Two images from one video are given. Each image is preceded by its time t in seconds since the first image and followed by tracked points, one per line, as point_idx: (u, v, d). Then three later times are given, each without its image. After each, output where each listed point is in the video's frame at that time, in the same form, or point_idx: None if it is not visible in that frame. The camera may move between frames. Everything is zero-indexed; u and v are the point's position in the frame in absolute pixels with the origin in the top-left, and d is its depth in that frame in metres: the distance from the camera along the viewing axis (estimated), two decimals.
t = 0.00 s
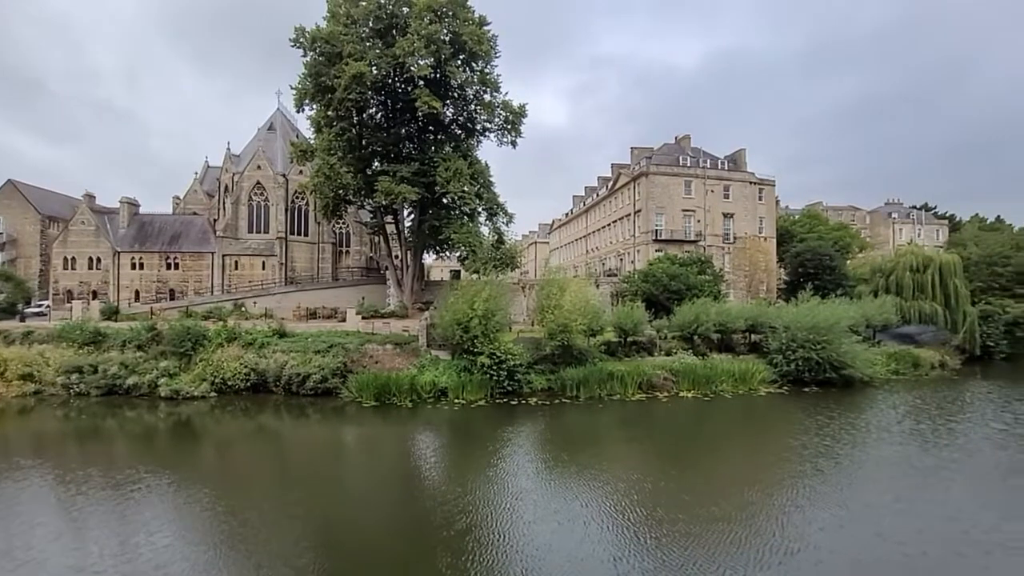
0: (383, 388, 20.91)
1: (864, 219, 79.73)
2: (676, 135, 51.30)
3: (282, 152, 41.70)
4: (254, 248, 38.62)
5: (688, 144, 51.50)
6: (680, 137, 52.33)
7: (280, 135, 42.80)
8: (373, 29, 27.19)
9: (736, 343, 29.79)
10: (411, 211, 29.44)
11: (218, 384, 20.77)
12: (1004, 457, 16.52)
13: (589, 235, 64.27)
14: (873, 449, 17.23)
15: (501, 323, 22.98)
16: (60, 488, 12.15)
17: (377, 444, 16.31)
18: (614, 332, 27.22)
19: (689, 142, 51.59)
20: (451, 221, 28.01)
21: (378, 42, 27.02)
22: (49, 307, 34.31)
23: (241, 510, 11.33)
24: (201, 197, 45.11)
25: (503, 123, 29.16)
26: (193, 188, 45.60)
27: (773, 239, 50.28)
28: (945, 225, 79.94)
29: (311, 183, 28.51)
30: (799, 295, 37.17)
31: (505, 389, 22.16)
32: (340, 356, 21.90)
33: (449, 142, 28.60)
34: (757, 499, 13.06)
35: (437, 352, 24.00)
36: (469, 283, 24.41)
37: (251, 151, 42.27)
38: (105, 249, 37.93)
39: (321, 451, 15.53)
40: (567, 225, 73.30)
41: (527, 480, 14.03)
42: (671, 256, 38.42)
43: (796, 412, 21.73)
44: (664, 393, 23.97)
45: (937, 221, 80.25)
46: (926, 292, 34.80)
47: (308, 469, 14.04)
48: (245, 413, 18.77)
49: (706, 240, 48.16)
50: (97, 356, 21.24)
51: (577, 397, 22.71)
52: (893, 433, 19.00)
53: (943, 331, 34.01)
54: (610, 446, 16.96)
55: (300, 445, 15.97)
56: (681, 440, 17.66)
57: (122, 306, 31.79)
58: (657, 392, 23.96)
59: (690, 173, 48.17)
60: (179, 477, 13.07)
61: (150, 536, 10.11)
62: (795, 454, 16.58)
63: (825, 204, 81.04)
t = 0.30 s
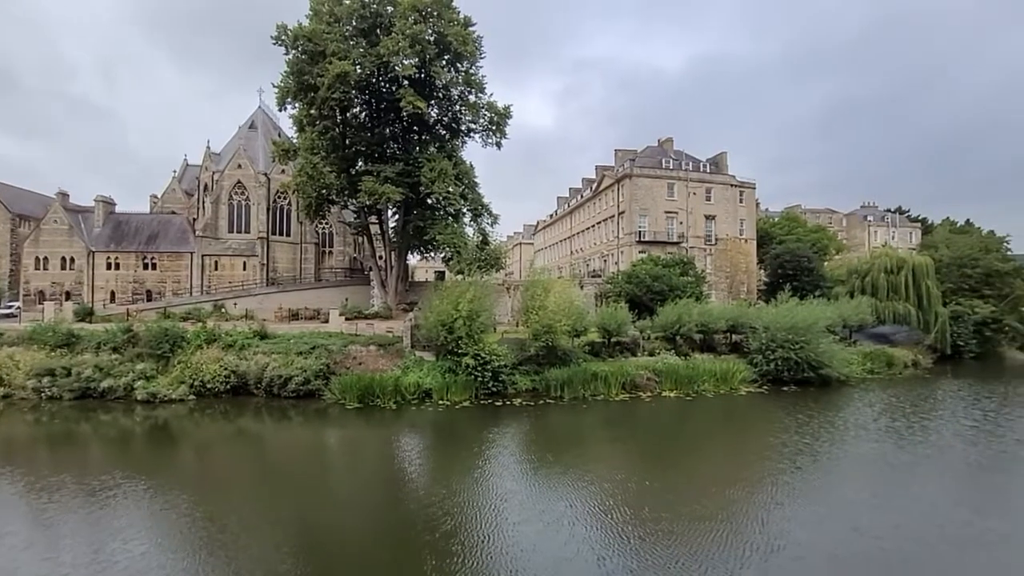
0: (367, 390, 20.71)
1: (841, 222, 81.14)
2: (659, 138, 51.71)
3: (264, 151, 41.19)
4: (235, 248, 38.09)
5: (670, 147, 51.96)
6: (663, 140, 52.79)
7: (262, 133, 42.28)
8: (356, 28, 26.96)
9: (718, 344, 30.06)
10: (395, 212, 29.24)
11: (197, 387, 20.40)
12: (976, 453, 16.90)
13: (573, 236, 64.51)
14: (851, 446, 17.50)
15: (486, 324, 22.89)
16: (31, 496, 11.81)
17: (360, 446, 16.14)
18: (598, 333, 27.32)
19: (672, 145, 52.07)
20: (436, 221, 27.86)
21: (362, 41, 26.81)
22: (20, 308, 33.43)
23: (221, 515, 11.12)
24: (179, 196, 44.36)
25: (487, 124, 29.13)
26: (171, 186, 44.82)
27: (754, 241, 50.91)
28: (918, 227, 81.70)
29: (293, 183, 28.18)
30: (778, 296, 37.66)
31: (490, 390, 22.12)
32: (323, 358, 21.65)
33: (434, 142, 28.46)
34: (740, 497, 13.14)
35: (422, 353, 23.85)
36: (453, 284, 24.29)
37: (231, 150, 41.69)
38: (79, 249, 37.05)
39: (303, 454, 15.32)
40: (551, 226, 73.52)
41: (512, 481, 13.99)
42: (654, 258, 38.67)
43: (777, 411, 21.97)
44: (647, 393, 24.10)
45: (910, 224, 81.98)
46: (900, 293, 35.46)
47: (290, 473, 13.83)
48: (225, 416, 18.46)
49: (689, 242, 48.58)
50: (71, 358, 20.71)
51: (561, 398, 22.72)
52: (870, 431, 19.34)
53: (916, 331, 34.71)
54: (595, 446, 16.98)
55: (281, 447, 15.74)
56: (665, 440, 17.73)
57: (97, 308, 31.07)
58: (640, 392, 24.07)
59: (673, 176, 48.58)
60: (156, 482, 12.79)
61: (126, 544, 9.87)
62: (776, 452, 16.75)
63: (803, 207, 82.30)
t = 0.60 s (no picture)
0: (347, 392, 20.44)
1: (814, 224, 82.71)
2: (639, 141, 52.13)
3: (240, 150, 40.52)
4: (211, 248, 37.42)
5: (650, 149, 52.42)
6: (642, 143, 53.26)
7: (239, 131, 41.60)
8: (337, 26, 26.65)
9: (696, 344, 30.34)
10: (376, 212, 28.96)
11: (170, 390, 19.94)
12: (945, 447, 17.34)
13: (554, 237, 64.70)
14: (827, 443, 17.80)
15: (467, 325, 22.75)
16: None
17: (339, 449, 15.91)
18: (579, 333, 27.35)
19: (651, 148, 52.54)
20: (417, 221, 27.63)
21: (342, 39, 26.52)
22: None
23: (197, 521, 10.87)
24: (153, 194, 43.42)
25: (469, 125, 29.03)
26: (144, 184, 43.84)
27: (730, 242, 51.52)
28: (888, 230, 83.65)
29: (271, 182, 27.76)
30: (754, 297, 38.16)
31: (471, 391, 22.04)
32: (302, 360, 21.31)
33: (416, 142, 28.24)
34: (720, 495, 13.23)
35: (403, 355, 23.63)
36: (434, 285, 24.11)
37: (207, 148, 40.92)
38: (46, 248, 35.82)
39: (281, 457, 15.05)
40: (533, 227, 73.69)
41: (494, 482, 13.92)
42: (634, 259, 38.86)
43: (754, 409, 22.22)
44: (627, 393, 24.22)
45: (880, 227, 83.93)
46: (870, 295, 36.27)
47: (267, 477, 13.56)
48: (200, 420, 18.07)
49: (668, 244, 49.06)
50: (37, 361, 20.06)
51: (542, 399, 22.70)
52: (843, 428, 19.71)
53: (885, 331, 35.45)
54: (576, 446, 16.97)
55: (259, 451, 15.46)
56: (645, 439, 17.81)
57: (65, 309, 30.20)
58: (620, 392, 24.18)
59: (653, 178, 48.99)
60: (127, 489, 12.44)
61: (95, 553, 9.57)
62: (752, 449, 16.96)
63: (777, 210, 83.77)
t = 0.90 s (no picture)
0: (330, 394, 20.21)
1: (792, 227, 84.00)
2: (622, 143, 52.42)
3: (220, 148, 39.95)
4: (190, 248, 36.80)
5: (633, 151, 52.74)
6: (626, 145, 53.57)
7: (218, 129, 40.99)
8: (319, 24, 26.36)
9: (678, 344, 30.56)
10: (360, 212, 28.72)
11: (147, 394, 19.52)
12: (917, 443, 17.73)
13: (539, 239, 64.80)
14: (805, 441, 18.06)
15: (452, 326, 22.62)
16: None
17: (320, 452, 15.70)
18: (563, 333, 27.36)
19: (635, 150, 52.87)
20: (402, 222, 27.42)
21: (325, 37, 26.24)
22: None
23: (174, 528, 10.64)
24: (129, 192, 42.59)
25: (454, 125, 28.93)
26: (120, 182, 42.98)
27: (712, 244, 52.06)
28: (863, 233, 85.25)
29: (252, 181, 27.38)
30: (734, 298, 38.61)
31: (455, 392, 21.95)
32: (284, 362, 21.01)
33: (400, 142, 28.04)
34: (704, 493, 13.30)
35: (386, 356, 23.43)
36: (418, 286, 23.94)
37: (185, 145, 40.23)
38: (16, 247, 34.62)
39: (262, 461, 14.80)
40: (518, 228, 73.76)
41: (478, 483, 13.86)
42: (618, 260, 38.98)
43: (736, 408, 22.41)
44: (611, 393, 24.31)
45: (856, 230, 85.50)
46: (846, 295, 36.90)
47: (248, 481, 13.32)
48: (178, 423, 17.71)
49: (651, 245, 49.43)
50: (6, 364, 19.50)
51: (527, 399, 22.66)
52: (820, 425, 20.02)
53: (860, 331, 36.06)
54: (560, 446, 16.96)
55: (239, 454, 15.20)
56: (627, 438, 17.91)
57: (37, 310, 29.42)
58: (604, 392, 24.26)
59: (636, 180, 49.31)
60: (101, 495, 12.13)
61: (68, 562, 9.31)
62: (732, 447, 17.14)
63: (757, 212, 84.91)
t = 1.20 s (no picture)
0: (312, 395, 19.95)
1: (771, 229, 85.11)
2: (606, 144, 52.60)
3: (200, 145, 39.33)
4: (167, 247, 36.12)
5: (617, 153, 52.98)
6: (610, 146, 53.78)
7: (198, 126, 40.34)
8: (302, 20, 26.05)
9: (660, 344, 30.71)
10: (343, 212, 28.45)
11: (122, 396, 19.07)
12: (895, 441, 18.04)
13: (524, 239, 64.81)
14: (786, 439, 18.27)
15: (436, 326, 22.48)
16: None
17: (302, 453, 15.48)
18: (546, 334, 27.34)
19: (619, 152, 53.11)
20: (386, 222, 27.18)
21: (308, 34, 25.93)
22: None
23: (150, 533, 10.40)
24: (104, 189, 41.73)
25: (439, 125, 28.78)
26: (95, 178, 42.11)
27: (694, 245, 52.52)
28: (839, 235, 86.65)
29: (232, 178, 26.97)
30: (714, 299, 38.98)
31: (439, 393, 21.82)
32: (265, 363, 20.68)
33: (384, 142, 27.81)
34: (687, 492, 13.36)
35: (370, 356, 23.19)
36: (402, 286, 23.76)
37: (163, 142, 39.51)
38: None
39: (242, 463, 14.55)
40: (502, 229, 73.76)
41: (461, 483, 13.77)
42: (602, 261, 39.06)
43: (719, 408, 22.59)
44: (594, 393, 24.36)
45: (832, 232, 86.89)
46: (824, 296, 37.46)
47: (227, 484, 13.07)
48: (154, 426, 17.32)
49: (634, 246, 49.73)
50: None
51: (511, 400, 22.61)
52: (800, 423, 20.28)
53: (837, 331, 36.63)
54: (544, 446, 16.94)
55: (217, 457, 14.92)
56: (610, 437, 17.95)
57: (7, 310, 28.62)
58: (587, 392, 24.30)
59: (620, 182, 49.56)
60: (73, 501, 11.79)
61: (39, 571, 9.02)
62: (713, 446, 17.27)
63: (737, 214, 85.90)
